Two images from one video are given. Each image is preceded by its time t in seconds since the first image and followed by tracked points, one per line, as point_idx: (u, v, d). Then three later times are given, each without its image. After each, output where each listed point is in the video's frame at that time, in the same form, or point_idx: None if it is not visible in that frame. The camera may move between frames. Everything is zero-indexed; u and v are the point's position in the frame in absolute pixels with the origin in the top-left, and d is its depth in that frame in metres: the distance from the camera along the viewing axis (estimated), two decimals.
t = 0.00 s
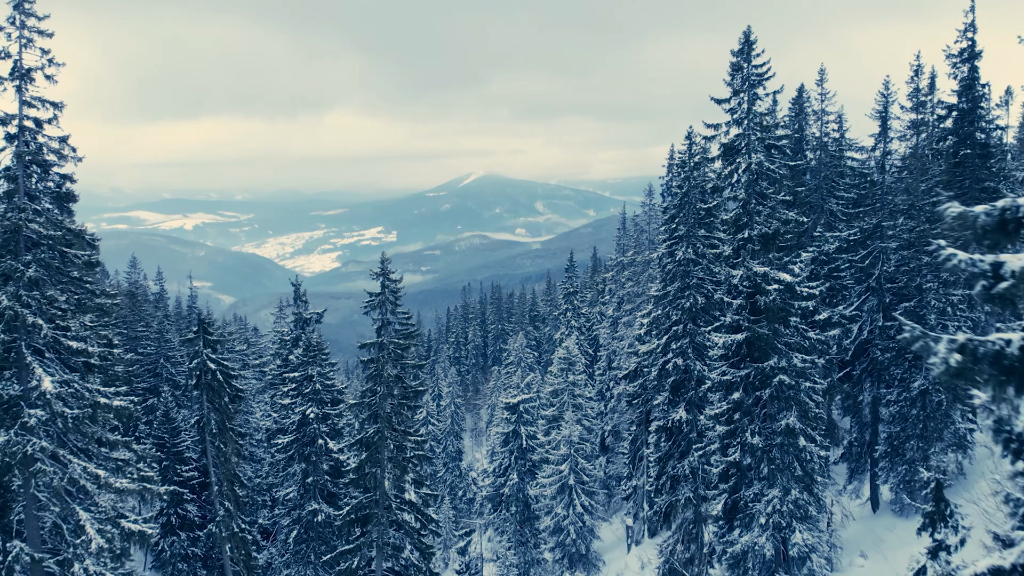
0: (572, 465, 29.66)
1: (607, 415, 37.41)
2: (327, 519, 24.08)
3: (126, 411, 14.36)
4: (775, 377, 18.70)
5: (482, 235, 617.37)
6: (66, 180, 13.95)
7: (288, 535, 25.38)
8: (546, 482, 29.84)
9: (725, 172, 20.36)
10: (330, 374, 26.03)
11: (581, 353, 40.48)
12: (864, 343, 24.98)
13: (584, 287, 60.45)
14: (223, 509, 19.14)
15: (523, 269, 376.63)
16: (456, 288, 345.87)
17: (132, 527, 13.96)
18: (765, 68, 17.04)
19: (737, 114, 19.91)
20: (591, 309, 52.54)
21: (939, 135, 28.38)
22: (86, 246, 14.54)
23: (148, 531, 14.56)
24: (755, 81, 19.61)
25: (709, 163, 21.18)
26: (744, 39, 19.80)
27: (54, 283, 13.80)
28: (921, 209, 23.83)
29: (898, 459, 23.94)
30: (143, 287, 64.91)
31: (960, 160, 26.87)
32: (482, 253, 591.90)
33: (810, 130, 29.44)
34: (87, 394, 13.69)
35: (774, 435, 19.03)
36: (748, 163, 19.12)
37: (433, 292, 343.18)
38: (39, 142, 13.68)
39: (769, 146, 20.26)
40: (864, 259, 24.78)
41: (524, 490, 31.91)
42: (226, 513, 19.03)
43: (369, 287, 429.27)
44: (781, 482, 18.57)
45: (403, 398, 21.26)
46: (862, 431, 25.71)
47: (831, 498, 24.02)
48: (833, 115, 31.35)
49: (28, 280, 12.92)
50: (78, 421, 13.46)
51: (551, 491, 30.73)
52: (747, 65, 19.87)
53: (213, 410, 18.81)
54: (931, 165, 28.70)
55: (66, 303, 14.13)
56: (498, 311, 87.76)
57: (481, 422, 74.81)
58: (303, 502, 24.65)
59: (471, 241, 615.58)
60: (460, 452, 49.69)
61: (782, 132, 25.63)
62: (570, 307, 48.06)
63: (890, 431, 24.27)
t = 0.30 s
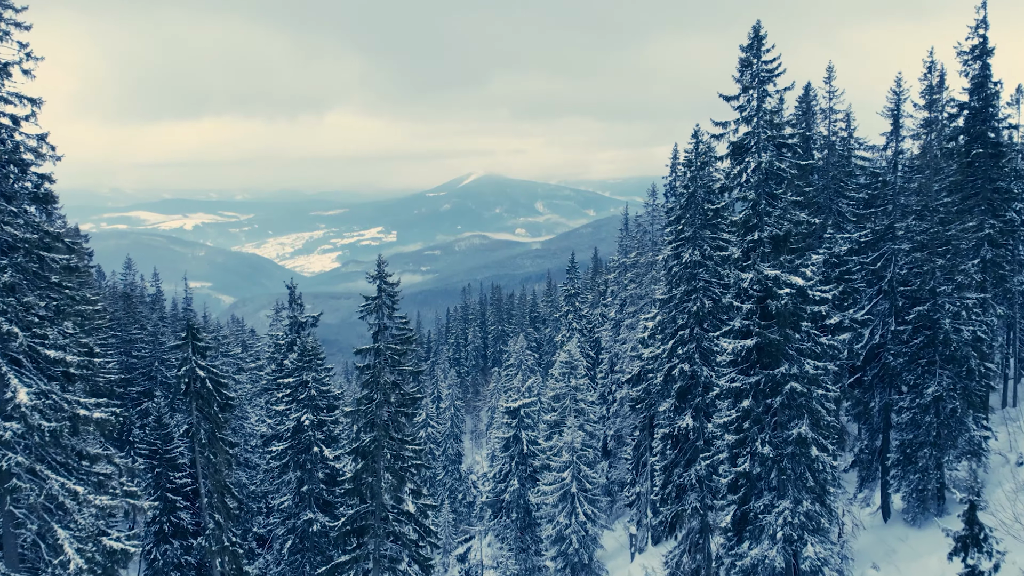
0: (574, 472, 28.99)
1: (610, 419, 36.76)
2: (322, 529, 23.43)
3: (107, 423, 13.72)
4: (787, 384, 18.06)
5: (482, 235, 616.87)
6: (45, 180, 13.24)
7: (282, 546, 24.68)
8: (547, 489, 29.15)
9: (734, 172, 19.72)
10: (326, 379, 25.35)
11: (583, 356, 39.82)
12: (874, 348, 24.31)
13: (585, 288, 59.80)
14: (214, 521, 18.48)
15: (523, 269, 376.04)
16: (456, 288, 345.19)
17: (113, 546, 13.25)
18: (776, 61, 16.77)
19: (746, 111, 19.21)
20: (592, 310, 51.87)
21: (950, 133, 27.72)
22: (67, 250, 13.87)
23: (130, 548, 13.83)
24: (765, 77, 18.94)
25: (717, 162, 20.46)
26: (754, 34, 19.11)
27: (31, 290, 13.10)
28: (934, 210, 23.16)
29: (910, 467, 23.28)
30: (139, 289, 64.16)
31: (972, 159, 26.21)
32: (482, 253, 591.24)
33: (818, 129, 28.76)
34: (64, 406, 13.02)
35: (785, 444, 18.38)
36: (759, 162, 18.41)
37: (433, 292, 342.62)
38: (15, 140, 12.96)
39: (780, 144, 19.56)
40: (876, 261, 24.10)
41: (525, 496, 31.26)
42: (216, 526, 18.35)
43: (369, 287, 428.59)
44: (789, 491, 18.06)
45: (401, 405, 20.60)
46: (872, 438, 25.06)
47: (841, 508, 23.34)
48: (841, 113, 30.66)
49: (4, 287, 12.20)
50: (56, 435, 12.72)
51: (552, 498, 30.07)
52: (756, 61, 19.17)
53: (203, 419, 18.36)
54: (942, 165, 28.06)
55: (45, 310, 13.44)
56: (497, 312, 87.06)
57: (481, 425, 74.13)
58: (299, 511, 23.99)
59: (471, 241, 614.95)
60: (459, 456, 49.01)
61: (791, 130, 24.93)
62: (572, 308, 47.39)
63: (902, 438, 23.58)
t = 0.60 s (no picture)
0: (577, 480, 28.28)
1: (613, 424, 36.07)
2: (317, 540, 22.74)
3: (85, 437, 13.26)
4: (799, 393, 17.36)
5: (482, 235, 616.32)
6: (18, 181, 12.51)
7: (276, 557, 23.93)
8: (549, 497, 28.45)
9: (743, 172, 19.02)
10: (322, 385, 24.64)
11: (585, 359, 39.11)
12: (887, 353, 23.58)
13: (587, 290, 59.03)
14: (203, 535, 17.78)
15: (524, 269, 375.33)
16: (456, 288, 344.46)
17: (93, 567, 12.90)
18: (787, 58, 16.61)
19: (756, 109, 18.50)
20: (594, 312, 51.15)
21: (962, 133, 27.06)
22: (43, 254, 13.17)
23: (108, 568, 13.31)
24: (776, 74, 18.23)
25: (726, 161, 19.71)
26: (764, 28, 18.39)
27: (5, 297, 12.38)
28: (948, 210, 22.45)
29: (924, 477, 22.56)
30: (135, 291, 63.12)
31: (985, 158, 25.51)
32: (483, 254, 590.70)
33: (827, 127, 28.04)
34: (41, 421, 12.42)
35: (797, 455, 17.68)
36: (770, 162, 17.69)
37: (434, 293, 341.91)
38: None
39: (791, 143, 18.83)
40: (888, 264, 23.39)
41: (526, 503, 30.55)
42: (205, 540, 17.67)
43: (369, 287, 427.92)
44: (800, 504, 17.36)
45: (398, 413, 19.89)
46: (884, 446, 24.34)
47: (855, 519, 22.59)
48: (850, 111, 29.95)
49: None
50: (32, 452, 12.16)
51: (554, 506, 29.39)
52: (767, 56, 18.44)
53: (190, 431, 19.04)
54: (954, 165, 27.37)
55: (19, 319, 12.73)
56: (498, 313, 86.41)
57: (482, 427, 73.37)
58: (293, 521, 23.31)
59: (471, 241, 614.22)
60: (459, 461, 48.28)
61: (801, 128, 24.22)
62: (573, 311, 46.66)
63: (916, 447, 22.83)
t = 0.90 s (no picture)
0: (579, 488, 27.55)
1: (616, 429, 35.36)
2: (311, 553, 22.02)
3: (60, 454, 12.60)
4: (813, 403, 16.65)
5: (482, 235, 615.73)
6: None
7: (270, 569, 23.18)
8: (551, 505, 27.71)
9: (754, 172, 18.26)
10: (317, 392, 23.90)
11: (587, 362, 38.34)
12: (901, 359, 22.84)
13: (588, 291, 58.24)
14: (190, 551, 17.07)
15: (524, 269, 374.70)
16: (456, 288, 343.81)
17: None
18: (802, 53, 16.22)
19: (768, 106, 17.73)
20: (596, 314, 50.35)
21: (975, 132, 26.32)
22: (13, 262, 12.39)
23: None
24: (789, 69, 17.46)
25: (736, 160, 18.91)
26: (777, 22, 17.61)
27: None
28: (965, 211, 21.71)
29: (939, 487, 21.83)
30: (130, 291, 62.23)
31: (999, 158, 24.76)
32: (483, 254, 590.01)
33: (837, 126, 27.27)
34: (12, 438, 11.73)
35: (811, 467, 16.96)
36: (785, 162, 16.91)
37: (434, 293, 341.13)
38: None
39: (805, 141, 18.01)
40: (902, 267, 22.66)
41: (527, 511, 29.82)
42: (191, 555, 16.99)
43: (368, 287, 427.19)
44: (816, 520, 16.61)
45: (395, 422, 19.15)
46: (896, 455, 23.61)
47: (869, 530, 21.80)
48: (859, 110, 29.19)
49: None
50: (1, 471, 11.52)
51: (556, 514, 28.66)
52: (779, 51, 17.65)
53: (176, 439, 20.04)
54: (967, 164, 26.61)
55: None
56: (498, 314, 85.63)
57: (482, 429, 72.66)
58: (287, 532, 22.60)
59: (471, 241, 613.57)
60: (459, 464, 47.57)
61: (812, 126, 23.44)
62: (575, 313, 45.83)
63: (931, 456, 22.07)
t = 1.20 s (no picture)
0: (583, 498, 26.80)
1: (618, 434, 34.60)
2: (306, 567, 21.26)
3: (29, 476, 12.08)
4: (829, 414, 15.93)
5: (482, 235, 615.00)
6: None
7: None
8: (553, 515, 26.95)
9: (767, 172, 17.48)
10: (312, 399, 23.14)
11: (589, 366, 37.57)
12: (915, 365, 22.09)
13: (590, 293, 57.47)
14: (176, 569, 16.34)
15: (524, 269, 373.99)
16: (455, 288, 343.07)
17: None
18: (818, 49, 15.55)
19: (780, 103, 16.96)
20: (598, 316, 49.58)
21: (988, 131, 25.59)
22: None
23: None
24: (802, 65, 16.69)
25: (747, 159, 18.12)
26: (790, 16, 16.83)
27: None
28: (982, 213, 20.97)
29: (956, 498, 21.07)
30: (126, 292, 61.44)
31: (1014, 158, 24.03)
32: (482, 253, 589.45)
33: (847, 125, 26.51)
34: None
35: (827, 481, 16.23)
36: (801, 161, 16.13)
37: (433, 293, 340.48)
38: None
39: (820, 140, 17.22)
40: (917, 270, 21.90)
41: (528, 520, 29.09)
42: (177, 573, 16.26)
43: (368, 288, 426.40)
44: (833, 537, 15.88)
45: (392, 432, 18.39)
46: (911, 464, 22.85)
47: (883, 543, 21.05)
48: (871, 107, 28.34)
49: None
50: None
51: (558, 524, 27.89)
52: (793, 45, 16.86)
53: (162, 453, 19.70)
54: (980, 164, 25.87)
55: None
56: (498, 315, 84.88)
57: (482, 432, 71.91)
58: (280, 545, 21.84)
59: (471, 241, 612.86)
60: (459, 469, 46.81)
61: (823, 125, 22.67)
62: (577, 315, 45.06)
63: (947, 466, 21.33)
